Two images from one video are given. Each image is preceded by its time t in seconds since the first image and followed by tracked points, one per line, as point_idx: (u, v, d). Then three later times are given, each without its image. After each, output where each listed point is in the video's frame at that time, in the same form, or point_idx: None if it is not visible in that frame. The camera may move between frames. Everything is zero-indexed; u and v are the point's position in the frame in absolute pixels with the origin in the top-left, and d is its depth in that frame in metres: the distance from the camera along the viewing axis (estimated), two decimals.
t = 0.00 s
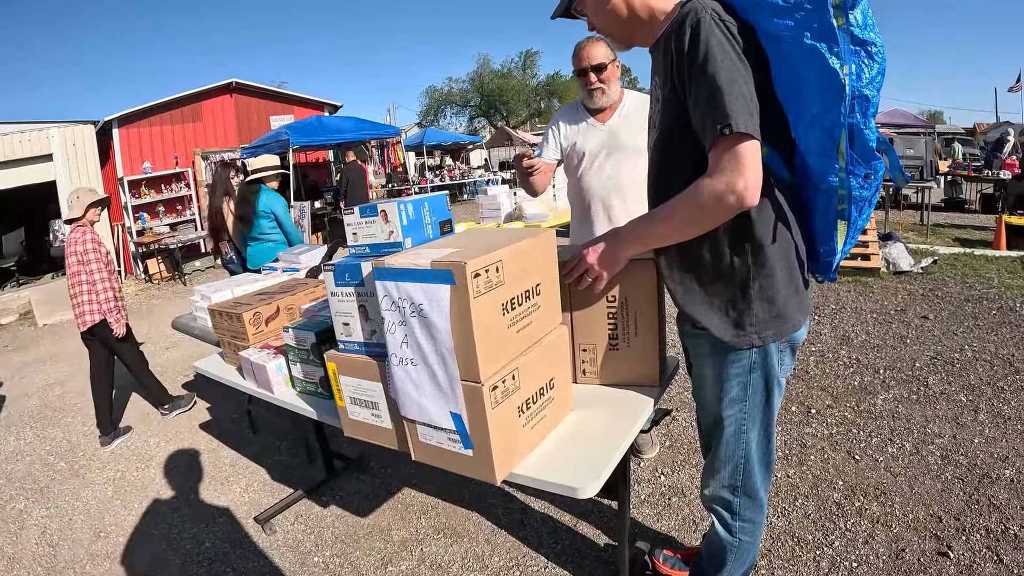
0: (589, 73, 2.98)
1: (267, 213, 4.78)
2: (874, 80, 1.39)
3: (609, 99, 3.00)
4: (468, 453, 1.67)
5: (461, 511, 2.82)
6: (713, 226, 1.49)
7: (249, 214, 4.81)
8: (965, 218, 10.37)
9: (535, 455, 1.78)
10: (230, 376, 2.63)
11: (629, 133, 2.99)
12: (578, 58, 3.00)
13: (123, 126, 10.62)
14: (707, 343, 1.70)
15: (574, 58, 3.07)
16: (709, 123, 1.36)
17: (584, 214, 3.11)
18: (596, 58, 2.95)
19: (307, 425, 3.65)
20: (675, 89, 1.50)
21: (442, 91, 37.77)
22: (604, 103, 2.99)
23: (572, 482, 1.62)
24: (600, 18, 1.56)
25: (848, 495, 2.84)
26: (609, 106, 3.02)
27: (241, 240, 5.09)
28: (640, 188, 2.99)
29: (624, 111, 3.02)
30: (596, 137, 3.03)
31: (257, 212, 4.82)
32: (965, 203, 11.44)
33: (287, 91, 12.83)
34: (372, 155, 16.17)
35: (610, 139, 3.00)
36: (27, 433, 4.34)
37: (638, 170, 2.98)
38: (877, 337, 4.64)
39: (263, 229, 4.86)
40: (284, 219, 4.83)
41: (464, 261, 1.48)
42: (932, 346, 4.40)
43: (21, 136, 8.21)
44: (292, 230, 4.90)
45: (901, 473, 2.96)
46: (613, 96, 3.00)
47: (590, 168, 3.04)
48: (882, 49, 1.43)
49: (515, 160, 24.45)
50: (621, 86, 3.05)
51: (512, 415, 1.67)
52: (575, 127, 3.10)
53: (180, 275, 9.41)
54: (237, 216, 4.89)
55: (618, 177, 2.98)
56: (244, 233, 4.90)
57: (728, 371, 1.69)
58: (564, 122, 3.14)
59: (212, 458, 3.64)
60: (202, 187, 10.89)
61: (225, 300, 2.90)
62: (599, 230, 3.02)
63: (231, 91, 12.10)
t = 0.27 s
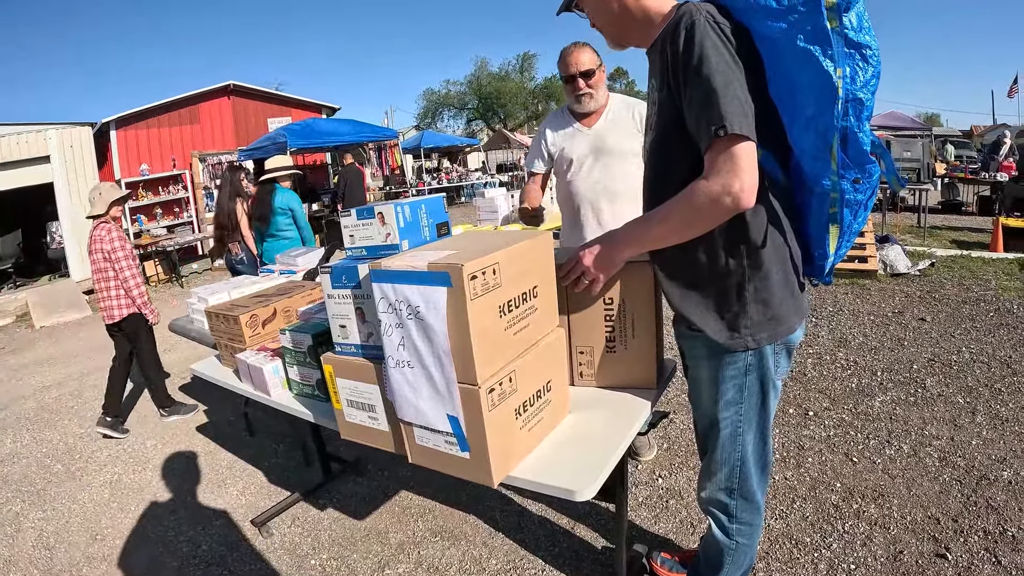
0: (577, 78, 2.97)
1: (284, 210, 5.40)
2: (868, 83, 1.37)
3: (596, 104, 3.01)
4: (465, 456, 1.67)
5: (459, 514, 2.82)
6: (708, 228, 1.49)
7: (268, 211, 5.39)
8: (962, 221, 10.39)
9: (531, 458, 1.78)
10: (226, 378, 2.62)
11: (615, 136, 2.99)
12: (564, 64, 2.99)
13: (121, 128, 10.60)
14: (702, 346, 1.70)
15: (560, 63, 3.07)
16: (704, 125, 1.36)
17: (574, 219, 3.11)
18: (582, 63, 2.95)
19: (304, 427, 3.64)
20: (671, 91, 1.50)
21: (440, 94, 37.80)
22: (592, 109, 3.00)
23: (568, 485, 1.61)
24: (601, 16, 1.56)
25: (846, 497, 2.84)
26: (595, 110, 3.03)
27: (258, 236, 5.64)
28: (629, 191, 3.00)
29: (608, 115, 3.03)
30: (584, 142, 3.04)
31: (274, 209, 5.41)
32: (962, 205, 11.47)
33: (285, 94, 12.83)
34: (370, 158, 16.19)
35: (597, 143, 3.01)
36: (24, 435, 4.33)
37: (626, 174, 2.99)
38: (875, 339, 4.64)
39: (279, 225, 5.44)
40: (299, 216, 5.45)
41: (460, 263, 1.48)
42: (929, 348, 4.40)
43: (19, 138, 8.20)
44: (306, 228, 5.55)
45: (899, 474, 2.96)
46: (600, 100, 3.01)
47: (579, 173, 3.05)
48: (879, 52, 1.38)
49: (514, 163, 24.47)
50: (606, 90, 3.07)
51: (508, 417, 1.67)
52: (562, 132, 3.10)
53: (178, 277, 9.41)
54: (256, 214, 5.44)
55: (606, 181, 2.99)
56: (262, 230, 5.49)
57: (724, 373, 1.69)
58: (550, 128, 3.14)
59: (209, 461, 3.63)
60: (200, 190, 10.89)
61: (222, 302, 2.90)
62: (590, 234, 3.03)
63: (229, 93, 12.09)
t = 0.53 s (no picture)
0: (564, 85, 2.97)
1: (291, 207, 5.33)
2: (866, 85, 1.37)
3: (584, 110, 3.01)
4: (462, 458, 1.66)
5: (456, 517, 2.81)
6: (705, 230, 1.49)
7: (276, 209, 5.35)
8: (959, 223, 10.42)
9: (528, 460, 1.78)
10: (224, 381, 2.61)
11: (604, 140, 3.00)
12: (550, 71, 3.00)
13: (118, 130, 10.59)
14: (699, 348, 1.70)
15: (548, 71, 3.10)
16: (703, 127, 1.35)
17: (567, 225, 3.11)
18: (568, 70, 2.96)
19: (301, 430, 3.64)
20: (669, 94, 1.50)
21: (438, 96, 37.82)
22: (580, 114, 3.00)
23: (566, 488, 1.61)
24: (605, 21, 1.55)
25: (844, 499, 2.83)
26: (583, 115, 3.03)
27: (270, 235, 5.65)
28: (620, 194, 2.99)
29: (596, 120, 3.03)
30: (574, 147, 3.05)
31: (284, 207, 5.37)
32: (959, 208, 11.50)
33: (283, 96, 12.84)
34: (368, 161, 16.19)
35: (587, 148, 3.01)
36: (21, 438, 4.31)
37: (616, 177, 2.99)
38: (872, 341, 4.64)
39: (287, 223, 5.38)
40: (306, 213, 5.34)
41: (458, 266, 1.48)
42: (926, 350, 4.41)
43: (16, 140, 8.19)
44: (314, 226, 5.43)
45: (897, 477, 2.96)
46: (588, 106, 3.02)
47: (569, 178, 3.06)
48: (876, 55, 1.39)
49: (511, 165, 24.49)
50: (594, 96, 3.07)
51: (506, 420, 1.67)
52: (552, 138, 3.12)
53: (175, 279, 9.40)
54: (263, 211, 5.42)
55: (597, 185, 2.99)
56: (273, 228, 5.47)
57: (721, 376, 1.69)
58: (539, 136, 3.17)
59: (206, 464, 3.62)
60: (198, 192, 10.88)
61: (219, 305, 2.89)
62: (583, 239, 3.03)
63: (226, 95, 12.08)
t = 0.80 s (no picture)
0: (561, 87, 2.99)
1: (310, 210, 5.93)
2: (862, 86, 1.40)
3: (581, 113, 3.03)
4: (460, 461, 1.66)
5: (454, 520, 2.81)
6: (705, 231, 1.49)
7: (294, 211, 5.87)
8: (956, 224, 10.44)
9: (527, 463, 1.78)
10: (221, 383, 2.61)
11: (603, 142, 3.01)
12: (547, 74, 3.00)
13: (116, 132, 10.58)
14: (700, 350, 1.70)
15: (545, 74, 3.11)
16: (703, 129, 1.35)
17: (567, 230, 3.08)
18: (566, 72, 2.97)
19: (298, 433, 3.63)
20: (667, 96, 1.49)
21: (436, 98, 37.83)
22: (579, 116, 3.02)
23: (565, 490, 1.60)
24: (612, 28, 1.54)
25: (842, 501, 2.83)
26: (582, 118, 3.05)
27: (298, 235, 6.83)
28: (619, 198, 2.98)
29: (595, 122, 3.06)
30: (574, 150, 3.05)
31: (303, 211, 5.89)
32: (955, 210, 11.54)
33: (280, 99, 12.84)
34: (365, 163, 16.20)
35: (587, 151, 3.02)
36: (17, 440, 4.30)
37: (615, 180, 2.99)
38: (870, 343, 4.65)
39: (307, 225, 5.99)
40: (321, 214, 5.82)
41: (456, 268, 1.47)
42: (924, 352, 4.41)
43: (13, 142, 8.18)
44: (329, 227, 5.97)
45: (895, 478, 2.96)
46: (586, 109, 3.04)
47: (569, 181, 3.04)
48: (871, 56, 1.42)
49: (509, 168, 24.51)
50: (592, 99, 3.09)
51: (504, 423, 1.67)
52: (550, 141, 3.13)
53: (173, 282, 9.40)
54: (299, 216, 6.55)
55: (597, 188, 2.98)
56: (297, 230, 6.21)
57: (722, 378, 1.68)
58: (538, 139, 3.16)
59: (203, 467, 3.61)
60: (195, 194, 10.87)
61: (216, 307, 2.89)
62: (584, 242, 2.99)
63: (224, 98, 12.07)
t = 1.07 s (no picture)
0: (568, 86, 2.95)
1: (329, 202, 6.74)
2: (862, 85, 1.38)
3: (589, 113, 3.03)
4: (458, 464, 1.65)
5: (452, 523, 2.80)
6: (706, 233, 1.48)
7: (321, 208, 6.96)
8: (953, 226, 10.48)
9: (526, 465, 1.77)
10: (218, 386, 2.60)
11: (612, 146, 3.03)
12: (556, 70, 2.94)
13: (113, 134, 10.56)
14: (701, 352, 1.69)
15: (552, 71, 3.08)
16: (703, 132, 1.36)
17: (571, 231, 3.08)
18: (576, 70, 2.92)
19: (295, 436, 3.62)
20: (666, 99, 1.49)
21: (433, 101, 37.84)
22: (586, 117, 3.02)
23: (563, 493, 1.60)
24: (604, 34, 1.54)
25: (840, 502, 2.83)
26: (589, 119, 3.06)
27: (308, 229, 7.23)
28: (625, 204, 3.02)
29: (603, 123, 3.07)
30: (582, 151, 3.05)
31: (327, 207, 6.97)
32: (952, 212, 11.58)
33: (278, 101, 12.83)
34: (363, 165, 16.19)
35: (595, 153, 3.02)
36: (13, 443, 4.28)
37: (622, 186, 3.02)
38: (867, 345, 4.65)
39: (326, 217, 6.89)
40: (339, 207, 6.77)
41: (453, 270, 1.47)
42: (921, 353, 4.42)
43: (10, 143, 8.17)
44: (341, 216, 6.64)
45: (893, 480, 2.97)
46: (593, 109, 3.03)
47: (577, 183, 3.04)
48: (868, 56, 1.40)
49: (507, 170, 24.53)
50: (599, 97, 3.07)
51: (503, 425, 1.66)
52: (556, 141, 3.11)
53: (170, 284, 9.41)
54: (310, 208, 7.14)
55: (605, 192, 3.00)
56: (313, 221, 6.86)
57: (724, 380, 1.68)
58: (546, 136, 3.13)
59: (200, 469, 3.60)
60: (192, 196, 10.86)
61: (213, 310, 2.88)
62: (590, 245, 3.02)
63: (221, 100, 12.05)
